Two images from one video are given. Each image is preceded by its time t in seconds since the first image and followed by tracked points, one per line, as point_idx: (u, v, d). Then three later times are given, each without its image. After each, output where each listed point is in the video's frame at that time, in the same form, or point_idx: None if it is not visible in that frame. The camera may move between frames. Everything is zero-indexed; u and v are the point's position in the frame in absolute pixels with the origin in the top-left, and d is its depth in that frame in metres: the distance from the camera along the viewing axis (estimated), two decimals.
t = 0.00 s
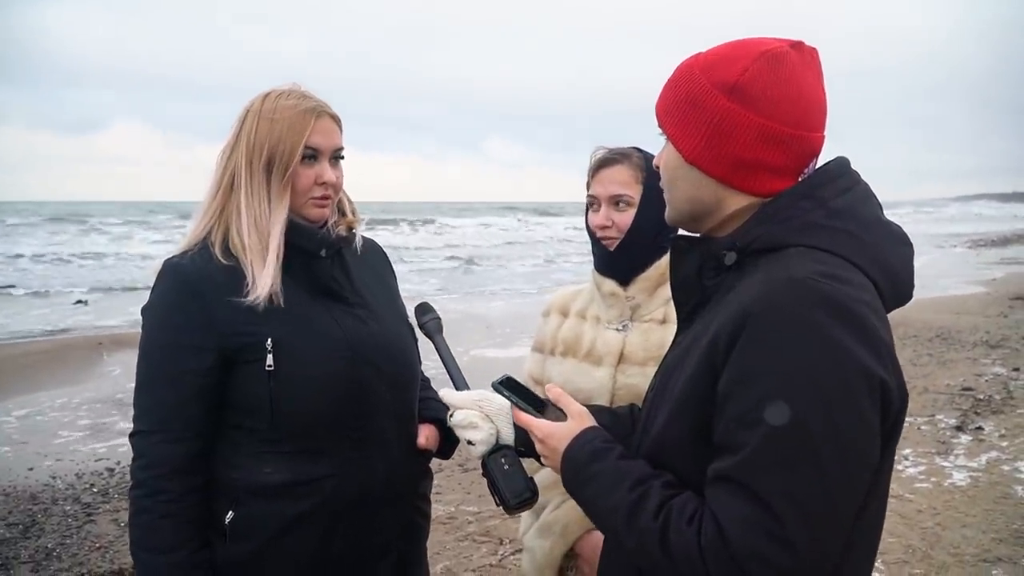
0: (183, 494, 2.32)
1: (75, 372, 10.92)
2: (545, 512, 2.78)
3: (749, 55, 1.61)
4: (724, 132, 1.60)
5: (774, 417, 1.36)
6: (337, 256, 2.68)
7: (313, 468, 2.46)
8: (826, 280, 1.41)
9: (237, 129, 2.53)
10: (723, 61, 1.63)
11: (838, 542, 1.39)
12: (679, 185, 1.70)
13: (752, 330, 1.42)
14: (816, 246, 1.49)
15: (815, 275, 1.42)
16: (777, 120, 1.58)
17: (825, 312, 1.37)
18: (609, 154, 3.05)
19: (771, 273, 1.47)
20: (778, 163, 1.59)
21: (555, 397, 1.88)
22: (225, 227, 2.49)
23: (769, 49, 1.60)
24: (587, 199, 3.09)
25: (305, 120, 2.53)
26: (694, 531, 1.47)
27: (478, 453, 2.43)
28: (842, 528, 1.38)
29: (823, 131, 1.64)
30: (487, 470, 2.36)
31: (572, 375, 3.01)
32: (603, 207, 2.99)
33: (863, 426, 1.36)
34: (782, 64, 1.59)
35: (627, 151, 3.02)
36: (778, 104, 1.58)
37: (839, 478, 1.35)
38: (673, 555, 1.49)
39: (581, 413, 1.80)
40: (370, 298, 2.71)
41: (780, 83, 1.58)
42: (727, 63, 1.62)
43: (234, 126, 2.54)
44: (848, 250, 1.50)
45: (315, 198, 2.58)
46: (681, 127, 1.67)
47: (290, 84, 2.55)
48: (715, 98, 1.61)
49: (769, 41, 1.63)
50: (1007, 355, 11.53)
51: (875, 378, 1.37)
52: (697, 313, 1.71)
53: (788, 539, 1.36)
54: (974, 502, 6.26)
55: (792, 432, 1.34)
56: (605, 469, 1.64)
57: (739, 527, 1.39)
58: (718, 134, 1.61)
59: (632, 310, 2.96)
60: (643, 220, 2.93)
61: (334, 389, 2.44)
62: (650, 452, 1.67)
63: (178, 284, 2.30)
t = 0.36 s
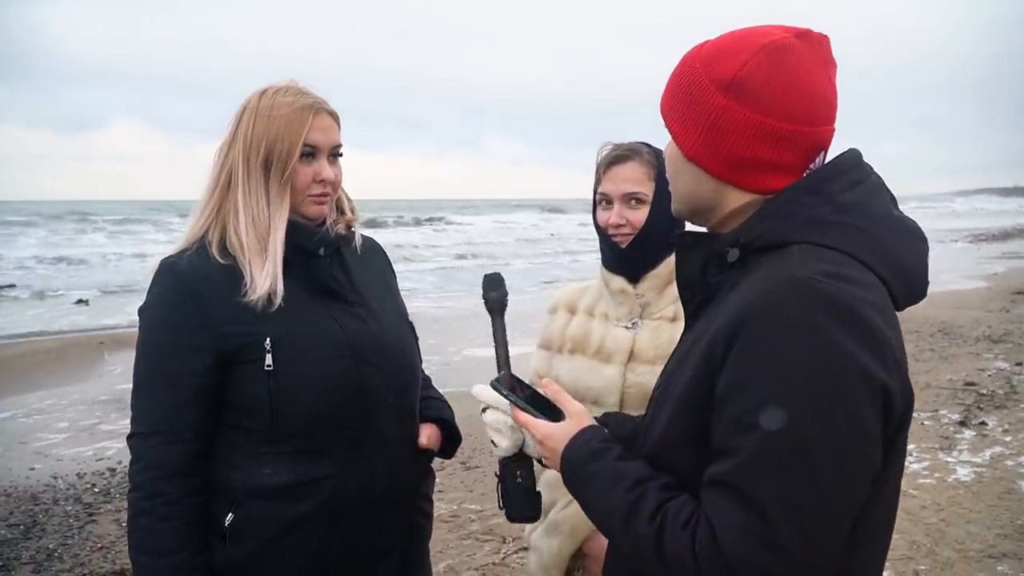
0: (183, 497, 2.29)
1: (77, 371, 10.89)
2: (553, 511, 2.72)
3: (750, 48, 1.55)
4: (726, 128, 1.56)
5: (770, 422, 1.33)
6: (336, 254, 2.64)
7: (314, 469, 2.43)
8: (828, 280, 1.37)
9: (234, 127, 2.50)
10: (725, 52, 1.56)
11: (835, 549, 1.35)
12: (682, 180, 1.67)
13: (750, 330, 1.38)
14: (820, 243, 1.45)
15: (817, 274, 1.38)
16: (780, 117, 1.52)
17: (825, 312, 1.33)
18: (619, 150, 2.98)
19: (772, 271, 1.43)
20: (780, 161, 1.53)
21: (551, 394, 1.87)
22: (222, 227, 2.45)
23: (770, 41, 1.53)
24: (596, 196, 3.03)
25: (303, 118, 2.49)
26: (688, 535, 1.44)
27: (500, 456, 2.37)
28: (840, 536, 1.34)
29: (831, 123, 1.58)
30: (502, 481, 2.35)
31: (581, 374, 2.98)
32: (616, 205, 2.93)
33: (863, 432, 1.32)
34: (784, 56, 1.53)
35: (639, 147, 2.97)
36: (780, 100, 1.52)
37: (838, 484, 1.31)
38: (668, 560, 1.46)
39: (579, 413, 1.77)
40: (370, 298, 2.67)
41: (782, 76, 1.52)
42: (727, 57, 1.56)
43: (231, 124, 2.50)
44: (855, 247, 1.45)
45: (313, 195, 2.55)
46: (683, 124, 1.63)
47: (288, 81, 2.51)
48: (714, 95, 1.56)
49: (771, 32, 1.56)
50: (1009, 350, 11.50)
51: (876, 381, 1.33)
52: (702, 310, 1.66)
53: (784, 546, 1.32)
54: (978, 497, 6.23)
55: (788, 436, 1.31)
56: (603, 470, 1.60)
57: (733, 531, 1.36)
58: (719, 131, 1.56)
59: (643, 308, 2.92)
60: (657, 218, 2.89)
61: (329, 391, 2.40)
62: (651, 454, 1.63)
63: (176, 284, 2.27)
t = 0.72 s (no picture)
0: (182, 499, 2.25)
1: (77, 369, 10.86)
2: (564, 512, 2.59)
3: (788, 38, 1.51)
4: (763, 120, 1.51)
5: (770, 420, 1.28)
6: (338, 253, 2.59)
7: (317, 471, 2.39)
8: (842, 279, 1.31)
9: (234, 125, 2.45)
10: (762, 43, 1.53)
11: (834, 552, 1.30)
12: (717, 174, 1.61)
13: (757, 326, 1.34)
14: (843, 241, 1.40)
15: (831, 272, 1.32)
16: (821, 107, 1.48)
17: (834, 309, 1.28)
18: (629, 146, 2.94)
19: (790, 267, 1.38)
20: (821, 151, 1.49)
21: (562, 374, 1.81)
22: (222, 225, 2.40)
23: (809, 31, 1.50)
24: (604, 192, 2.99)
25: (305, 115, 2.44)
26: (687, 527, 1.40)
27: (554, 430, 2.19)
28: (839, 539, 1.30)
29: (870, 115, 1.54)
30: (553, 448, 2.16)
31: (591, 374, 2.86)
32: (627, 201, 2.88)
33: (868, 435, 1.26)
34: (824, 45, 1.48)
35: (649, 143, 2.92)
36: (821, 90, 1.48)
37: (838, 487, 1.26)
38: (668, 553, 1.42)
39: (591, 395, 1.70)
40: (372, 297, 2.62)
41: (822, 66, 1.48)
42: (766, 48, 1.52)
43: (230, 121, 2.45)
44: (883, 247, 1.40)
45: (316, 194, 2.51)
46: (719, 117, 1.58)
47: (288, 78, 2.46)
48: (753, 85, 1.52)
49: (809, 23, 1.52)
50: (1011, 348, 11.45)
51: (885, 383, 1.27)
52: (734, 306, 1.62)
53: (779, 545, 1.28)
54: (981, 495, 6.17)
55: (787, 436, 1.27)
56: (608, 457, 1.54)
57: (727, 529, 1.32)
58: (757, 122, 1.51)
59: (654, 306, 2.86)
60: (668, 215, 2.85)
61: (327, 392, 2.35)
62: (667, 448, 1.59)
63: (175, 283, 2.22)
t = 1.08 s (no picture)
0: (177, 501, 2.22)
1: (72, 368, 10.82)
2: (568, 513, 2.57)
3: (818, 40, 1.50)
4: (796, 122, 1.49)
5: (827, 419, 1.25)
6: (334, 251, 2.57)
7: (317, 472, 2.36)
8: (887, 276, 1.29)
9: (229, 122, 2.42)
10: (793, 47, 1.52)
11: (890, 547, 1.28)
12: (749, 179, 1.59)
13: (806, 325, 1.31)
14: (881, 239, 1.37)
15: (875, 270, 1.30)
16: (853, 109, 1.46)
17: (881, 307, 1.26)
18: (631, 143, 2.92)
19: (831, 268, 1.36)
20: (854, 153, 1.46)
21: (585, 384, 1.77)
22: (217, 225, 2.37)
23: (838, 33, 1.48)
24: (605, 190, 2.96)
25: (302, 112, 2.41)
26: (744, 528, 1.36)
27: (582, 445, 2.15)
28: (894, 535, 1.27)
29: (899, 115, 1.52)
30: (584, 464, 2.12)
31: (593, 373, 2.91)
32: (629, 200, 2.85)
33: (920, 432, 1.24)
34: (854, 46, 1.47)
35: (650, 141, 2.90)
36: (854, 92, 1.46)
37: (894, 484, 1.24)
38: (723, 554, 1.38)
39: (619, 405, 1.69)
40: (370, 297, 2.60)
41: (853, 67, 1.46)
42: (796, 51, 1.51)
43: (226, 119, 2.42)
44: (922, 247, 1.37)
45: (315, 192, 2.48)
46: (750, 120, 1.56)
47: (283, 73, 2.43)
48: (785, 88, 1.51)
49: (838, 25, 1.51)
50: (1007, 346, 11.45)
51: (935, 379, 1.25)
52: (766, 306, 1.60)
53: (840, 542, 1.25)
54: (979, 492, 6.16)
55: (843, 434, 1.24)
56: (648, 463, 1.53)
57: (789, 527, 1.28)
58: (790, 124, 1.49)
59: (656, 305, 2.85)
60: (671, 214, 2.83)
61: (324, 392, 2.33)
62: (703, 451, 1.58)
63: (171, 283, 2.19)
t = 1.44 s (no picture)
0: (170, 503, 2.19)
1: (61, 365, 10.76)
2: (565, 514, 2.56)
3: (837, 42, 1.49)
4: (813, 123, 1.48)
5: (848, 419, 1.24)
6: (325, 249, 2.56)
7: (311, 471, 2.34)
8: (906, 277, 1.29)
9: (223, 119, 2.39)
10: (812, 47, 1.51)
11: (910, 545, 1.28)
12: (763, 178, 1.58)
13: (826, 325, 1.31)
14: (895, 240, 1.37)
15: (894, 271, 1.30)
16: (870, 112, 1.46)
17: (900, 307, 1.25)
18: (627, 142, 2.91)
19: (847, 269, 1.36)
20: (870, 155, 1.46)
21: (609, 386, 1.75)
22: (211, 223, 2.35)
23: (858, 35, 1.48)
24: (601, 189, 2.96)
25: (300, 111, 2.39)
26: (763, 527, 1.36)
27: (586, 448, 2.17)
28: (913, 535, 1.27)
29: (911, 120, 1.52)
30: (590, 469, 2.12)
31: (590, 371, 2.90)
32: (625, 199, 2.85)
33: (941, 432, 1.24)
34: (873, 49, 1.47)
35: (645, 140, 2.89)
36: (872, 97, 1.46)
37: (915, 484, 1.23)
38: (743, 554, 1.37)
39: (643, 407, 1.65)
40: (363, 297, 2.59)
41: (873, 70, 1.46)
42: (815, 52, 1.50)
43: (220, 116, 2.40)
44: (936, 248, 1.36)
45: (310, 192, 2.46)
46: (764, 121, 1.56)
47: (280, 72, 2.41)
48: (802, 88, 1.50)
49: (856, 28, 1.51)
50: (998, 345, 11.50)
51: (956, 379, 1.24)
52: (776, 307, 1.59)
53: (860, 539, 1.25)
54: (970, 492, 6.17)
55: (864, 434, 1.23)
56: (670, 464, 1.51)
57: (810, 527, 1.27)
58: (807, 126, 1.49)
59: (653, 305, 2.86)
60: (667, 213, 2.82)
61: (321, 387, 2.31)
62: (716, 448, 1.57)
63: (163, 282, 2.16)
